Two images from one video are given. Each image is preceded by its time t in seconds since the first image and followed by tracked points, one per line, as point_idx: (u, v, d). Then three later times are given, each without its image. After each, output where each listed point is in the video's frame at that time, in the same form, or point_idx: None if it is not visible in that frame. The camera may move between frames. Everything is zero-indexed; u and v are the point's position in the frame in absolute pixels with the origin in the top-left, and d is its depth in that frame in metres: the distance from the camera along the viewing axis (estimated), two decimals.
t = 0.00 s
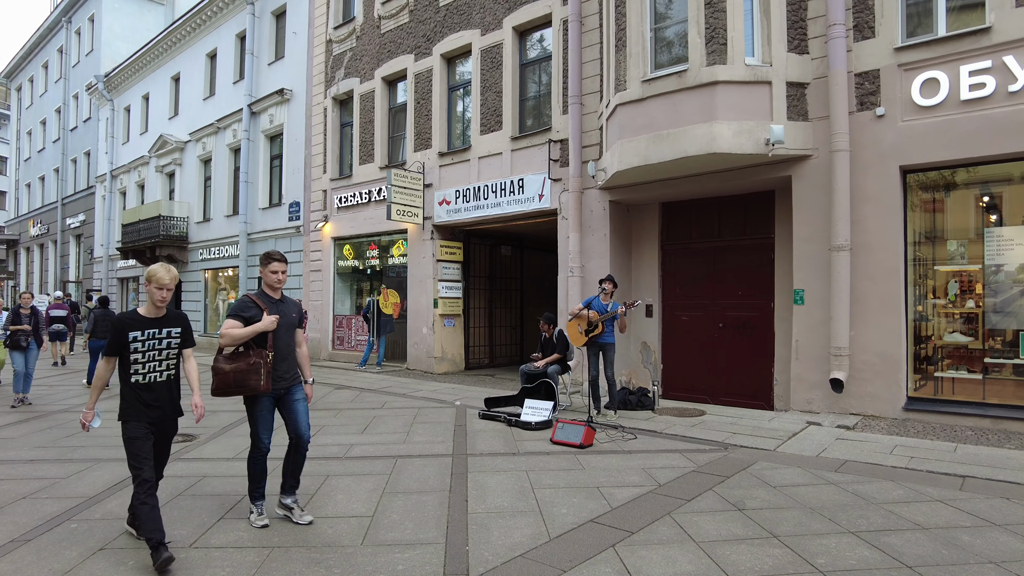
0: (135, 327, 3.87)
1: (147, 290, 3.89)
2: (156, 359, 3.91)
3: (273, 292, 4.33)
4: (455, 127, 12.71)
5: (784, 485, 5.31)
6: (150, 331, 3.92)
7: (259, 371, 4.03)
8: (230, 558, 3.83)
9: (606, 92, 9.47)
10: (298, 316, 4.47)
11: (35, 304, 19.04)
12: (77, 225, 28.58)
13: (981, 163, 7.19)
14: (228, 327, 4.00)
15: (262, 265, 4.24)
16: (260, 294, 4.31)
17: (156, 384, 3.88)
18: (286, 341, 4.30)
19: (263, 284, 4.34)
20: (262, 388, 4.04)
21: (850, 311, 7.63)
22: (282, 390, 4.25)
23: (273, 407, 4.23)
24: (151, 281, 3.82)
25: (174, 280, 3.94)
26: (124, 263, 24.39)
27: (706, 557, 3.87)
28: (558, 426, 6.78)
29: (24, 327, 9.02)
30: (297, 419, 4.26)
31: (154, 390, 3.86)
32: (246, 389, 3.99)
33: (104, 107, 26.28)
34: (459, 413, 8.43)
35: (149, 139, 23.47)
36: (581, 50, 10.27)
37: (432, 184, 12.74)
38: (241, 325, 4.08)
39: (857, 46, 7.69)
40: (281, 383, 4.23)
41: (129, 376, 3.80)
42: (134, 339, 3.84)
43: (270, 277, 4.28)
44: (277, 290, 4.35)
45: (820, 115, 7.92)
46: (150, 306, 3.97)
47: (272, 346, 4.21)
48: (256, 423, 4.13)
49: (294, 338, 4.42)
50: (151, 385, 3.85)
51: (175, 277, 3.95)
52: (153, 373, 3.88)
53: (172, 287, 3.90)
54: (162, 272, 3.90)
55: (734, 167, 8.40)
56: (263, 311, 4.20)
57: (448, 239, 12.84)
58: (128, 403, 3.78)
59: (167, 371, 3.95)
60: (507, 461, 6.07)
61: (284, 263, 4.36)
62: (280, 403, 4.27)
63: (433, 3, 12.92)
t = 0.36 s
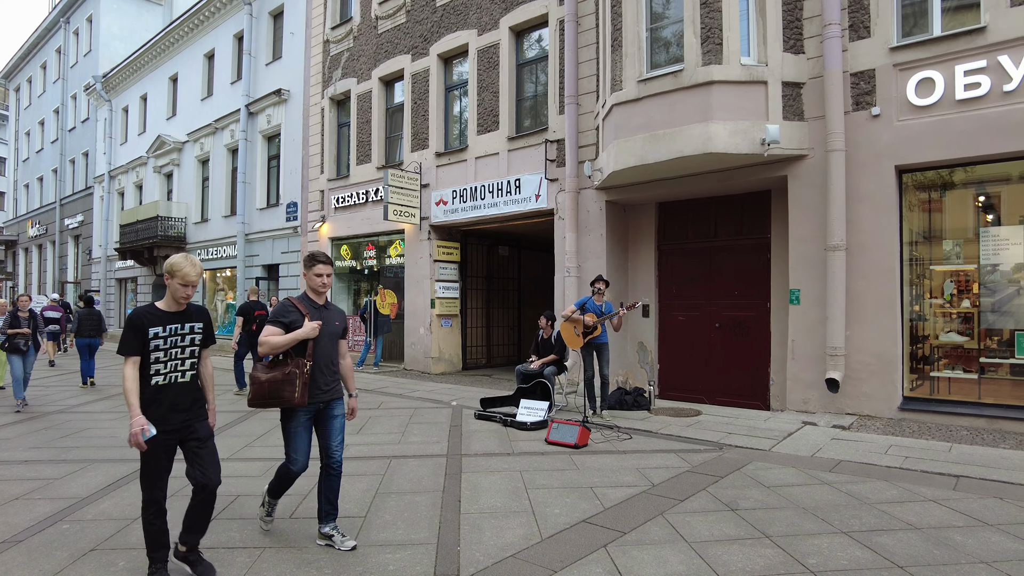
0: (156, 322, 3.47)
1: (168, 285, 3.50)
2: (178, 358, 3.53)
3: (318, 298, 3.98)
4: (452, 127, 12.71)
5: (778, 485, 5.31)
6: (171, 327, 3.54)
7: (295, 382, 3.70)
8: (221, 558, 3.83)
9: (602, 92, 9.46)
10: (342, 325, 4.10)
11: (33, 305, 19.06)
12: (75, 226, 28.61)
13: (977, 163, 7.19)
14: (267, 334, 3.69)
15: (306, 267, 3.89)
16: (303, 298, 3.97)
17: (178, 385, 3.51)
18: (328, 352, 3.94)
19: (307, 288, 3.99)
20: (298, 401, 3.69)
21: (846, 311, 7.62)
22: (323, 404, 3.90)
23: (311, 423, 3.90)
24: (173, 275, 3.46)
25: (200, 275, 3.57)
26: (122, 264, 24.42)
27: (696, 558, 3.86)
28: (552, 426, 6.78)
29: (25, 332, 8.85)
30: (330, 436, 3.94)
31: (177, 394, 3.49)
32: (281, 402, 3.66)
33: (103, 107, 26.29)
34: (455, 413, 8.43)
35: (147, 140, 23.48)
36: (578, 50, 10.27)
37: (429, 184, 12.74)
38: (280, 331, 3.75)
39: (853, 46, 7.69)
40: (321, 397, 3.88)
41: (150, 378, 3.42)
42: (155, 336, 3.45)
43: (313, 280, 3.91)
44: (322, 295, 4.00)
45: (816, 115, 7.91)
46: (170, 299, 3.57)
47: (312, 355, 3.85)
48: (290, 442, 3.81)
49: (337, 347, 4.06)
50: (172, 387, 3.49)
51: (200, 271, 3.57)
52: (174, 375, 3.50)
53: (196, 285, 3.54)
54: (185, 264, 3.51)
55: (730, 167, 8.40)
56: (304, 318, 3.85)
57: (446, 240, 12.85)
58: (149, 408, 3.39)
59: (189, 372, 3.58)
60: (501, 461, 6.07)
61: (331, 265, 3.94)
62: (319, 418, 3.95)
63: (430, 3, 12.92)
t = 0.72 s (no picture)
0: (205, 328, 3.07)
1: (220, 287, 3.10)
2: (226, 370, 3.13)
3: (354, 301, 3.60)
4: (451, 127, 12.72)
5: (774, 485, 5.31)
6: (222, 335, 3.12)
7: (340, 394, 3.27)
8: (217, 558, 3.83)
9: (601, 91, 9.46)
10: (384, 328, 3.72)
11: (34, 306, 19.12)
12: (76, 226, 28.69)
13: (976, 162, 7.17)
14: (305, 347, 3.33)
15: (341, 268, 3.51)
16: (339, 302, 3.59)
17: (225, 401, 3.10)
18: (372, 359, 3.57)
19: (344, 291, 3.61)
20: (344, 417, 3.27)
21: (844, 311, 7.62)
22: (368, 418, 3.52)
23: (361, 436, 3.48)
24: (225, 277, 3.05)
25: (258, 280, 3.14)
26: (123, 264, 24.49)
27: (690, 557, 3.87)
28: (550, 426, 6.78)
29: (25, 332, 8.66)
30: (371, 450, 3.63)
31: (223, 411, 3.08)
32: (327, 418, 3.24)
33: (104, 108, 26.36)
34: (453, 413, 8.43)
35: (147, 140, 23.53)
36: (576, 50, 10.28)
37: (428, 184, 12.75)
38: (319, 342, 3.38)
39: (851, 45, 7.68)
40: (367, 409, 3.49)
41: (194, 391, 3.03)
42: (203, 343, 3.05)
43: (350, 282, 3.53)
44: (359, 297, 3.62)
45: (814, 115, 7.91)
46: (222, 304, 3.17)
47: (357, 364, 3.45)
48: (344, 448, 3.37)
49: (380, 353, 3.67)
50: (218, 402, 3.07)
51: (257, 274, 3.14)
52: (221, 389, 3.10)
53: (251, 295, 3.11)
54: (243, 268, 3.08)
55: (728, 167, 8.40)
56: (344, 324, 3.47)
57: (445, 240, 12.87)
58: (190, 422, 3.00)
59: (237, 387, 3.17)
60: (498, 461, 6.08)
61: (367, 264, 3.56)
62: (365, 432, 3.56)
63: (429, 3, 12.93)
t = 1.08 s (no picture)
0: (259, 337, 2.73)
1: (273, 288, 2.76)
2: (285, 384, 2.81)
3: (407, 291, 3.24)
4: (454, 127, 12.73)
5: (775, 485, 5.31)
6: (278, 344, 2.79)
7: (398, 396, 2.99)
8: (218, 557, 3.85)
9: (603, 91, 9.46)
10: (439, 320, 3.37)
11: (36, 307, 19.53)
12: (80, 226, 28.82)
13: (979, 162, 7.15)
14: (353, 337, 2.95)
15: (393, 254, 3.17)
16: (390, 291, 3.22)
17: (286, 417, 2.79)
18: (427, 355, 3.23)
19: (395, 278, 3.25)
20: (400, 421, 2.99)
21: (845, 311, 7.61)
22: (421, 422, 3.18)
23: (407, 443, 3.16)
24: (281, 276, 2.72)
25: (316, 281, 2.81)
26: (127, 264, 24.59)
27: (689, 557, 3.87)
28: (551, 426, 6.79)
29: (35, 331, 8.49)
30: (438, 458, 3.17)
31: (285, 430, 2.77)
32: (382, 420, 2.96)
33: (108, 108, 26.46)
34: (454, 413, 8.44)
35: (151, 141, 23.61)
36: (578, 50, 10.28)
37: (430, 184, 12.77)
38: (370, 333, 3.01)
39: (853, 45, 7.66)
40: (420, 412, 3.16)
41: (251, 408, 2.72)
42: (257, 355, 2.73)
43: (403, 269, 3.18)
44: (411, 286, 3.26)
45: (816, 114, 7.90)
46: (277, 309, 2.82)
47: (413, 361, 3.13)
48: (386, 468, 3.06)
49: (434, 349, 3.33)
50: (280, 420, 2.77)
51: (315, 274, 2.81)
52: (281, 405, 2.79)
53: (308, 294, 2.78)
54: (300, 267, 2.76)
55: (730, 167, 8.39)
56: (398, 315, 3.11)
57: (447, 240, 12.88)
58: (249, 445, 2.69)
59: (297, 401, 2.85)
60: (498, 460, 6.08)
61: (422, 251, 3.23)
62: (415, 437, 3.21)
63: (432, 3, 12.95)
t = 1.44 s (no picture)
0: (330, 334, 2.38)
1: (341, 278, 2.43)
2: (357, 388, 2.47)
3: (489, 296, 2.96)
4: (457, 128, 12.74)
5: (778, 486, 5.30)
6: (350, 341, 2.44)
7: (477, 415, 2.66)
8: (222, 557, 3.86)
9: (606, 91, 9.46)
10: (523, 331, 3.07)
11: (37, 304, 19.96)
12: (85, 226, 28.93)
13: (984, 162, 7.14)
14: (435, 349, 2.67)
15: (478, 255, 2.91)
16: (473, 297, 2.94)
17: (359, 425, 2.45)
18: (509, 369, 2.92)
19: (478, 282, 2.98)
20: (481, 443, 2.65)
21: (849, 311, 7.60)
22: (504, 444, 2.86)
23: (489, 471, 2.81)
24: (352, 263, 2.38)
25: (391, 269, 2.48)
26: (131, 264, 24.67)
27: (692, 558, 3.88)
28: (554, 426, 6.79)
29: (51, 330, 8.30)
30: (515, 487, 2.88)
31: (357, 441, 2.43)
32: (459, 442, 2.64)
33: (112, 108, 26.54)
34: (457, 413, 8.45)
35: (156, 141, 23.68)
36: (582, 50, 10.27)
37: (434, 184, 12.78)
38: (452, 344, 2.72)
39: (857, 45, 7.65)
40: (503, 432, 2.84)
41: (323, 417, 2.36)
42: (328, 354, 2.38)
43: (488, 273, 2.92)
44: (495, 292, 2.98)
45: (820, 114, 7.88)
46: (348, 301, 2.48)
47: (495, 376, 2.81)
48: (467, 495, 2.76)
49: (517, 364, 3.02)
50: (352, 430, 2.42)
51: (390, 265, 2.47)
52: (354, 412, 2.44)
53: (383, 283, 2.44)
54: (374, 253, 2.42)
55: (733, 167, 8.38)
56: (480, 324, 2.82)
57: (451, 240, 12.89)
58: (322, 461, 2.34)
59: (371, 407, 2.51)
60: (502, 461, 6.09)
61: (508, 252, 2.95)
62: (502, 461, 2.87)
63: (435, 4, 12.96)
